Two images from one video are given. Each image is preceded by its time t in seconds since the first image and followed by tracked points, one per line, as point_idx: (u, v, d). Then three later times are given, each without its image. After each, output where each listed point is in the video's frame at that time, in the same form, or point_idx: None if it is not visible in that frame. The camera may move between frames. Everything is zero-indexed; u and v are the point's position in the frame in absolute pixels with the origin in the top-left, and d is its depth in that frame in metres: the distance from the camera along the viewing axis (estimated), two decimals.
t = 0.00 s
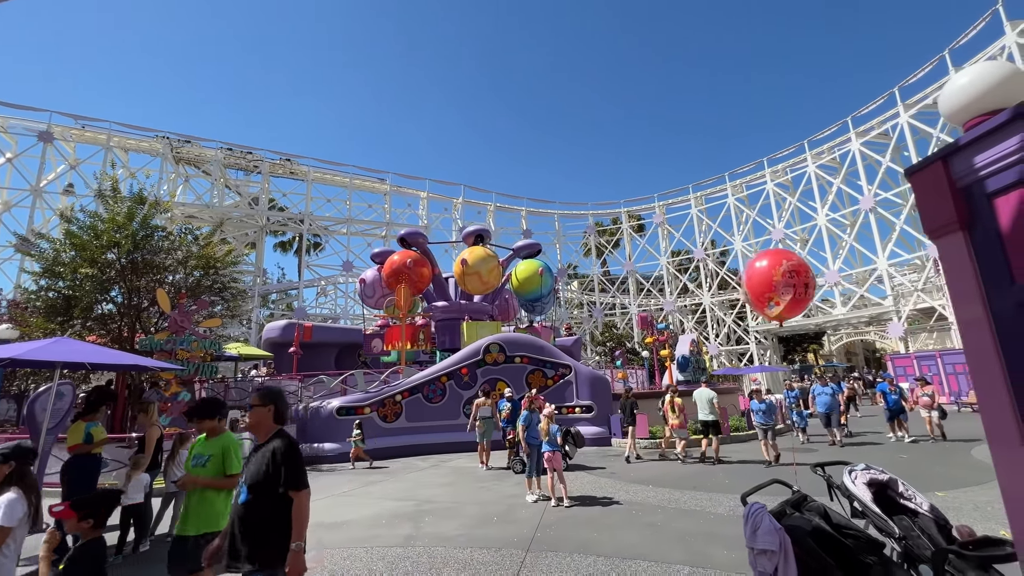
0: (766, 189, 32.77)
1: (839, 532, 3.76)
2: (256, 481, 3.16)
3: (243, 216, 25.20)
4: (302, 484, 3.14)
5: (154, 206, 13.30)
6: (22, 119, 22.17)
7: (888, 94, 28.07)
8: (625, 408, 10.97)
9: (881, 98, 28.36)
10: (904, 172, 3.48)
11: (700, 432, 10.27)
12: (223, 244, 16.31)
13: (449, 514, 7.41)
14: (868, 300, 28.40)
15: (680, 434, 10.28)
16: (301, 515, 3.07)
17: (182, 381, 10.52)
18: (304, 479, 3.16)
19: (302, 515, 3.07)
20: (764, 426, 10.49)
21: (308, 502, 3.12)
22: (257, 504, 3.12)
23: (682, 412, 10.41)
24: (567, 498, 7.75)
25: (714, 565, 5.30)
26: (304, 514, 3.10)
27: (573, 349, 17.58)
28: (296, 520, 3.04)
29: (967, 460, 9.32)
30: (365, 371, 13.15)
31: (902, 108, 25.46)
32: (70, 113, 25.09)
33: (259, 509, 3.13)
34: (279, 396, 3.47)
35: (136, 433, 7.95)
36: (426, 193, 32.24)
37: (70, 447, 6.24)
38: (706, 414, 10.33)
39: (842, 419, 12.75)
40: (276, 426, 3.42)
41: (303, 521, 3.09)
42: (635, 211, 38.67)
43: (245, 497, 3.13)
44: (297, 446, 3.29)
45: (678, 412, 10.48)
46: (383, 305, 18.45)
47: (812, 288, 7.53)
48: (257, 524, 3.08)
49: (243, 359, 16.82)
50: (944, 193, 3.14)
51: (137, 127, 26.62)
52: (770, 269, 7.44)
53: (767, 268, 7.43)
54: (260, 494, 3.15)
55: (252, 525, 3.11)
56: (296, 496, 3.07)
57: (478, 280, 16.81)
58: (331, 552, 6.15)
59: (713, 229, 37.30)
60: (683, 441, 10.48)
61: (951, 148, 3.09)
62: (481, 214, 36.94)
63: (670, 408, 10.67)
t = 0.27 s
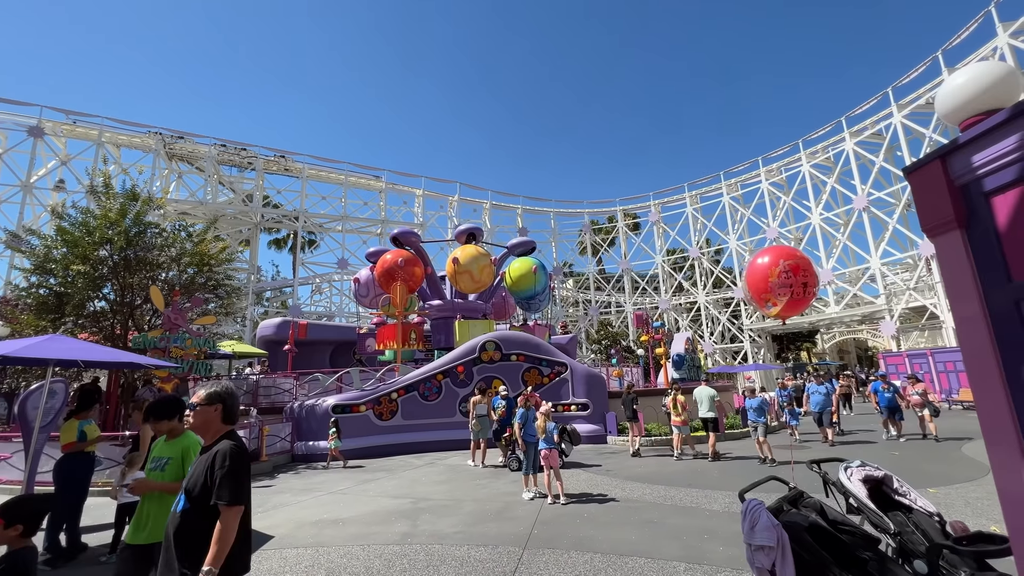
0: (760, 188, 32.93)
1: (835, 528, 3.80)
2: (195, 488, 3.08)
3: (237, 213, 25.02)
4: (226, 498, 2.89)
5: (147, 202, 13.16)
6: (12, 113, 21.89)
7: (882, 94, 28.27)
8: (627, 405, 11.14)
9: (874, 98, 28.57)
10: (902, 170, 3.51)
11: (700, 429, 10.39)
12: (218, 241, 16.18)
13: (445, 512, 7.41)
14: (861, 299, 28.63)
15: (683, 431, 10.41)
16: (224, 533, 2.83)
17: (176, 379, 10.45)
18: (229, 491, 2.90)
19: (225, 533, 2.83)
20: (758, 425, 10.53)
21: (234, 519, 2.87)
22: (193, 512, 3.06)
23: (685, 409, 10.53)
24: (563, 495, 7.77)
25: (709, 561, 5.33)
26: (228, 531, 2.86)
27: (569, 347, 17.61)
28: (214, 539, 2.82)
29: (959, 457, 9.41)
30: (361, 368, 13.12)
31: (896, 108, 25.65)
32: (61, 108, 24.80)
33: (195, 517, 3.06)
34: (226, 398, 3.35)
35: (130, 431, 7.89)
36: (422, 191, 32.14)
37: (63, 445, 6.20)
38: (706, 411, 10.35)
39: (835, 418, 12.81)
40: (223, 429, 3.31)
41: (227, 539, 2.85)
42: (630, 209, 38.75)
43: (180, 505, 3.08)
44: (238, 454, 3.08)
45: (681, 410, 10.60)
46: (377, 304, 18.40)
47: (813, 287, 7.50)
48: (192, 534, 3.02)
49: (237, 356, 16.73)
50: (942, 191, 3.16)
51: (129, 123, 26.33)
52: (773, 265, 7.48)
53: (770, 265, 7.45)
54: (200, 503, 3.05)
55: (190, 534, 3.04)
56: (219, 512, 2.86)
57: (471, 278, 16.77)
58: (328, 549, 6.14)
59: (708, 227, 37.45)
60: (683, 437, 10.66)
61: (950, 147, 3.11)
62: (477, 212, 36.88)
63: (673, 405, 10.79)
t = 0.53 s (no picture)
0: (757, 188, 33.03)
1: (833, 525, 3.82)
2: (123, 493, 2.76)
3: (233, 211, 24.91)
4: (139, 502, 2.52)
5: (143, 200, 13.07)
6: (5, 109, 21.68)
7: (879, 94, 28.36)
8: (631, 401, 11.32)
9: (871, 98, 28.64)
10: (902, 168, 3.52)
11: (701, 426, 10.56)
12: (214, 238, 16.10)
13: (443, 510, 7.41)
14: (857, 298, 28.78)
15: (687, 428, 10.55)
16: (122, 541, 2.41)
17: (172, 377, 10.40)
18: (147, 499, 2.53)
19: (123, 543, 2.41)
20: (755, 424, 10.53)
21: (144, 529, 2.48)
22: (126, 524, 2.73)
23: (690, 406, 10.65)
24: (561, 493, 7.79)
25: (707, 559, 5.34)
26: (134, 541, 2.45)
27: (566, 345, 17.62)
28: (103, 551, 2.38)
29: (953, 455, 9.47)
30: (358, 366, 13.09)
31: (892, 108, 25.74)
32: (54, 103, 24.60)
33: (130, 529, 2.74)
34: (173, 398, 3.06)
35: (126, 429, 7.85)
36: (419, 189, 32.06)
37: (59, 443, 6.17)
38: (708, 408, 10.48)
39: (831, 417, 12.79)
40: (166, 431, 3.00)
41: (127, 552, 2.43)
42: (627, 208, 38.79)
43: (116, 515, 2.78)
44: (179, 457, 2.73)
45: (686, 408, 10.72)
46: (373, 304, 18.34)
47: (806, 289, 7.45)
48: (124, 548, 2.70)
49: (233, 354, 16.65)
50: (942, 189, 3.18)
51: (124, 119, 26.16)
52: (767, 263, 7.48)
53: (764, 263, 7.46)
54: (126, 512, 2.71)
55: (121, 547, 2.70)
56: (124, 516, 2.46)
57: (464, 278, 16.75)
58: (325, 547, 6.13)
59: (705, 226, 37.52)
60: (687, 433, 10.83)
61: (949, 145, 3.12)
62: (475, 210, 36.88)
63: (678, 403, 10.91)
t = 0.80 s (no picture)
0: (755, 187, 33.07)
1: (833, 525, 3.83)
2: (38, 505, 2.56)
3: (231, 209, 24.85)
4: (67, 515, 2.38)
5: (141, 198, 13.02)
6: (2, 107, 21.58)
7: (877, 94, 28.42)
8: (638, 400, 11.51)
9: (870, 98, 28.69)
10: (903, 167, 3.53)
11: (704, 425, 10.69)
12: (212, 237, 16.04)
13: (442, 509, 7.41)
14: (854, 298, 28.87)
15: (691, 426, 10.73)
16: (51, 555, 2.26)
17: (170, 376, 10.37)
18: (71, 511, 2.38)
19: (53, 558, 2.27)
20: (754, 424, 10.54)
21: (76, 541, 2.37)
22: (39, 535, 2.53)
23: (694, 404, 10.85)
24: (560, 492, 7.79)
25: (706, 558, 5.35)
26: (63, 557, 2.33)
27: (565, 344, 17.63)
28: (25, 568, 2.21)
29: (951, 454, 9.49)
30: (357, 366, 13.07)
31: (891, 108, 25.79)
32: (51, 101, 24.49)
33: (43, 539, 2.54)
34: (99, 401, 2.87)
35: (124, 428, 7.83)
36: (418, 188, 32.02)
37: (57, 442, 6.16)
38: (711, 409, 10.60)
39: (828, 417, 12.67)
40: (90, 436, 2.80)
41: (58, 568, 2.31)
42: (626, 208, 38.81)
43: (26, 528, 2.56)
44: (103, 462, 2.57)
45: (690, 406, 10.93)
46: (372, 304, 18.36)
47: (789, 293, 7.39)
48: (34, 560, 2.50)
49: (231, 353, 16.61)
50: (942, 189, 3.19)
51: (121, 117, 26.08)
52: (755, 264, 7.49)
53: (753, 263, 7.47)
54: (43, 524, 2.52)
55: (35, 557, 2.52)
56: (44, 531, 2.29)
57: (459, 278, 16.76)
58: (324, 547, 6.12)
59: (704, 226, 37.57)
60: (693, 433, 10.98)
61: (950, 145, 3.13)
62: (473, 209, 36.88)
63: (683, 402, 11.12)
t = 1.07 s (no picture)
0: (756, 187, 33.07)
1: (833, 525, 3.83)
2: None
3: (231, 209, 24.84)
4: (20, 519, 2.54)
5: (142, 198, 13.02)
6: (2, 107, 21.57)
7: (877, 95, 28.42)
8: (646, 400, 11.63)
9: (870, 98, 28.68)
10: (903, 168, 3.53)
11: (710, 425, 10.78)
12: (212, 236, 16.03)
13: (442, 509, 7.40)
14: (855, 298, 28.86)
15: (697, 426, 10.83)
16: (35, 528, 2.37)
17: (170, 376, 10.38)
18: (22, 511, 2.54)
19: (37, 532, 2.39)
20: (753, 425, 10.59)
21: (30, 541, 2.54)
22: None
23: (700, 405, 10.97)
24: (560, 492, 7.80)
25: (707, 558, 5.35)
26: (20, 557, 2.51)
27: (565, 344, 17.63)
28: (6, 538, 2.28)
29: (951, 454, 9.49)
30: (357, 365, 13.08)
31: (891, 108, 25.79)
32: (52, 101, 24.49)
33: None
34: (32, 402, 2.97)
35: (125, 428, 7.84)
36: (418, 188, 32.01)
37: (58, 442, 6.17)
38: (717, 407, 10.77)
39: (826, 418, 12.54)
40: (22, 438, 2.91)
41: (14, 566, 2.48)
42: (626, 208, 38.80)
43: None
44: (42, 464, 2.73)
45: (696, 406, 11.06)
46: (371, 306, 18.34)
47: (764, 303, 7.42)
48: None
49: (232, 353, 16.59)
50: (943, 189, 3.19)
51: (122, 117, 26.10)
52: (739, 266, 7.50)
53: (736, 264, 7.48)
54: None
55: None
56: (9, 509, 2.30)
57: (455, 279, 16.81)
58: (324, 547, 6.12)
59: (704, 226, 37.57)
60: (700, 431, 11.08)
61: (951, 145, 3.13)
62: (473, 209, 36.89)
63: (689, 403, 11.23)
